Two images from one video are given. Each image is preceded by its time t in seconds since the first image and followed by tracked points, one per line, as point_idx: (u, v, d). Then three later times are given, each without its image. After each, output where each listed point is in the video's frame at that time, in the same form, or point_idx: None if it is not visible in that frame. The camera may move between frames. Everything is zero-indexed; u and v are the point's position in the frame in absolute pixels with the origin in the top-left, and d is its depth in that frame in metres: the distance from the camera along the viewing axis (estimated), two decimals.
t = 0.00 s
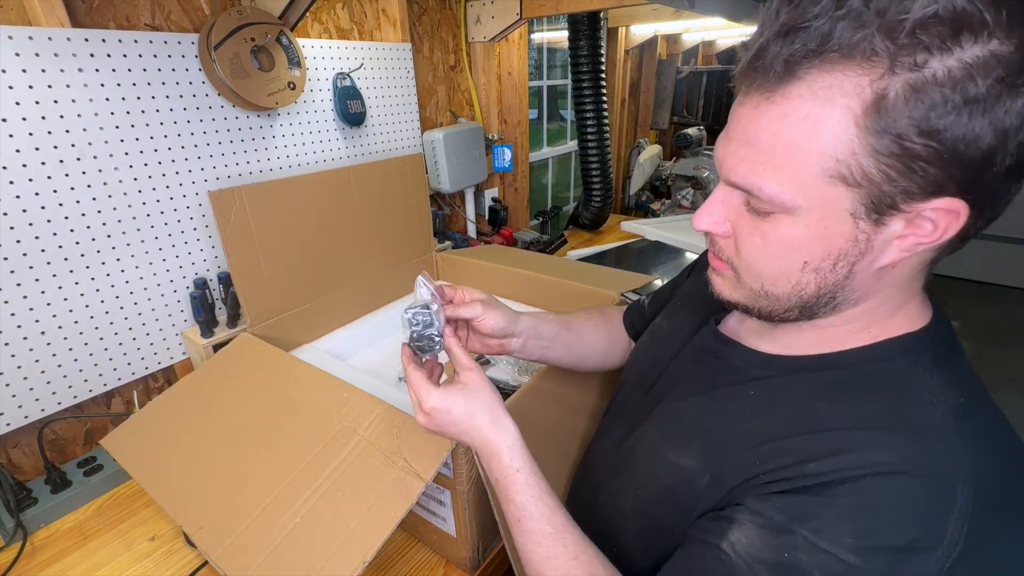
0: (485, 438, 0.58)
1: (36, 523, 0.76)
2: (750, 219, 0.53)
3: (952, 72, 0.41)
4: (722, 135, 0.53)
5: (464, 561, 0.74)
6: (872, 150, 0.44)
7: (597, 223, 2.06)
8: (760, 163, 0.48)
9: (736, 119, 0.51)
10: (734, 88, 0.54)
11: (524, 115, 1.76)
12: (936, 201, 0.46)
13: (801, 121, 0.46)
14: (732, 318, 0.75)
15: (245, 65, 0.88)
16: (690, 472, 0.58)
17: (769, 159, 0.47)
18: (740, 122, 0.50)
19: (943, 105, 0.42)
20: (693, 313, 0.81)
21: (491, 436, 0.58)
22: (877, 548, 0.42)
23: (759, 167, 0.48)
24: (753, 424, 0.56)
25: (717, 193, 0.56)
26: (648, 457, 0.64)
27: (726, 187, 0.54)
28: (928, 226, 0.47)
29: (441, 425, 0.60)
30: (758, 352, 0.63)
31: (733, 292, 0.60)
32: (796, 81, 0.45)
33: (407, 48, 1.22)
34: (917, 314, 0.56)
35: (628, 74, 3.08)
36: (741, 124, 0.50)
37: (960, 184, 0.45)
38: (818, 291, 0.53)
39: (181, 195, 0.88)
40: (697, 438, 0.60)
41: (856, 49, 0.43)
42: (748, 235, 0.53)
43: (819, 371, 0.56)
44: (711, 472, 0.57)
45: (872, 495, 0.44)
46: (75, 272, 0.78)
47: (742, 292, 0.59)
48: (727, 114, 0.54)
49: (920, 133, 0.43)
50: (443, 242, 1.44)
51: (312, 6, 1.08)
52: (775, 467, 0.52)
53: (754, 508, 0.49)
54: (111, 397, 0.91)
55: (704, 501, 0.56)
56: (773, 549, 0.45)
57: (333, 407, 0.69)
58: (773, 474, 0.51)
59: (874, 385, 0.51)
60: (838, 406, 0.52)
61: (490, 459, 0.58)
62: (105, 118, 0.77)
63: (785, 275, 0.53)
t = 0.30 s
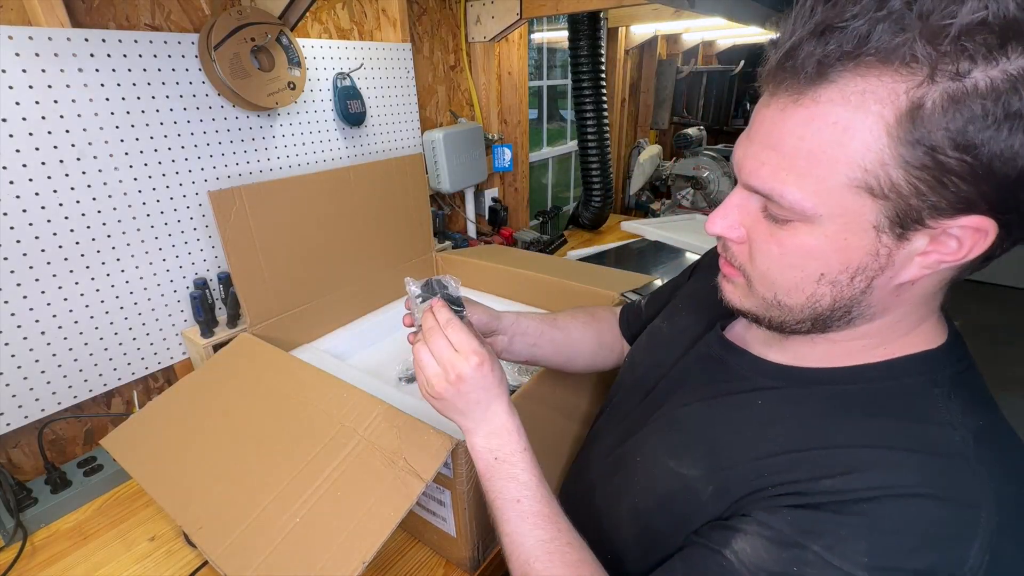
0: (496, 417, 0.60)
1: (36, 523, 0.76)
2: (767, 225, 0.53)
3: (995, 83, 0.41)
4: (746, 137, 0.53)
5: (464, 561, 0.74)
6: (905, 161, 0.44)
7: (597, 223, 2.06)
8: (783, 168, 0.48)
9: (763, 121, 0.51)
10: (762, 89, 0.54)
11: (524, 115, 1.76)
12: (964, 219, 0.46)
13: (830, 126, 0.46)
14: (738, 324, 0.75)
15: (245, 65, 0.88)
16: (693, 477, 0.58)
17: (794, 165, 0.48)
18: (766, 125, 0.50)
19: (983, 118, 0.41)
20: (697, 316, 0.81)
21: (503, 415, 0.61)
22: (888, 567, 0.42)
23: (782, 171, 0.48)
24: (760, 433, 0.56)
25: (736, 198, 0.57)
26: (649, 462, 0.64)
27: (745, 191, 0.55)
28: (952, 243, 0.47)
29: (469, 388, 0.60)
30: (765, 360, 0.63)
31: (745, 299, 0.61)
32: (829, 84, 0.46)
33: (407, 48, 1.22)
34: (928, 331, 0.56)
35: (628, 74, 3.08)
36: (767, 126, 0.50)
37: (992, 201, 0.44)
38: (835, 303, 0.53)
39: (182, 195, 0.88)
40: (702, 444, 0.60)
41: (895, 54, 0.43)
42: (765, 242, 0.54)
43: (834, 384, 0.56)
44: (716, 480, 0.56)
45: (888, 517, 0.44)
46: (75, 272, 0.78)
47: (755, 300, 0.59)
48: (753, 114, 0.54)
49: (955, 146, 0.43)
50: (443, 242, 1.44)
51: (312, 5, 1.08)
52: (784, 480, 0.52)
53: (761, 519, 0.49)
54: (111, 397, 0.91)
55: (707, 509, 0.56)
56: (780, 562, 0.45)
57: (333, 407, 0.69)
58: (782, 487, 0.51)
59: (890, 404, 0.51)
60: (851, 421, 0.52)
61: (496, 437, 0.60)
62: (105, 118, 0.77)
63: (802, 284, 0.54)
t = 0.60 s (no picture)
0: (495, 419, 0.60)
1: (36, 523, 0.76)
2: (766, 225, 0.53)
3: (995, 79, 0.41)
4: (744, 136, 0.53)
5: (464, 561, 0.74)
6: (906, 158, 0.44)
7: (598, 223, 2.06)
8: (782, 166, 0.48)
9: (762, 119, 0.51)
10: (760, 87, 0.54)
11: (524, 115, 1.76)
12: (965, 217, 0.45)
13: (830, 123, 0.46)
14: (737, 325, 0.75)
15: (245, 65, 0.88)
16: (694, 479, 0.58)
17: (793, 163, 0.47)
18: (765, 123, 0.50)
19: (984, 114, 0.41)
20: (696, 316, 0.81)
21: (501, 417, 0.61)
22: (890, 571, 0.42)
23: (782, 170, 0.48)
24: (761, 436, 0.56)
25: (733, 198, 0.57)
26: (649, 463, 0.64)
27: (743, 191, 0.55)
28: (953, 242, 0.47)
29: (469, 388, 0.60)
30: (765, 362, 0.64)
31: (743, 299, 0.61)
32: (829, 81, 0.46)
33: (407, 49, 1.22)
34: (928, 330, 0.56)
35: (628, 74, 3.08)
36: (766, 124, 0.50)
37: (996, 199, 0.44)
38: (834, 303, 0.53)
39: (182, 195, 0.88)
40: (702, 446, 0.60)
41: (894, 51, 0.43)
42: (764, 242, 0.54)
43: (834, 385, 0.56)
44: (717, 484, 0.56)
45: (890, 521, 0.44)
46: (75, 272, 0.78)
47: (753, 301, 0.59)
48: (751, 113, 0.54)
49: (956, 143, 0.43)
50: (443, 242, 1.44)
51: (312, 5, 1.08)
52: (785, 483, 0.51)
53: (761, 522, 0.49)
54: (111, 397, 0.91)
55: (708, 512, 0.56)
56: (782, 567, 0.45)
57: (333, 407, 0.69)
58: (783, 490, 0.51)
59: (891, 406, 0.51)
60: (851, 424, 0.51)
61: (495, 440, 0.60)
62: (105, 118, 0.77)
63: (804, 285, 0.54)
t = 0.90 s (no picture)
0: (458, 437, 0.57)
1: (36, 523, 0.76)
2: (765, 210, 0.53)
3: (989, 62, 0.41)
4: (745, 123, 0.53)
5: (464, 561, 0.74)
6: (903, 138, 0.44)
7: (598, 223, 2.06)
8: (781, 149, 0.48)
9: (763, 104, 0.51)
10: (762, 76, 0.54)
11: (524, 115, 1.76)
12: (958, 200, 0.46)
13: (831, 105, 0.45)
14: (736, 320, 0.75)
15: (245, 65, 0.88)
16: (695, 473, 0.58)
17: (792, 145, 0.47)
18: (766, 108, 0.50)
19: (980, 95, 0.42)
20: (695, 313, 0.81)
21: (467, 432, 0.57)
22: (892, 560, 0.42)
23: (781, 153, 0.48)
24: (760, 429, 0.56)
25: (732, 184, 0.57)
26: (648, 458, 0.64)
27: (742, 177, 0.54)
28: (945, 225, 0.47)
29: (414, 405, 0.59)
30: (763, 355, 0.63)
31: (741, 288, 0.61)
32: (831, 65, 0.46)
33: (407, 49, 1.22)
34: (921, 317, 0.56)
35: (628, 75, 3.08)
36: (767, 109, 0.50)
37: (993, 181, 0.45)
38: (831, 289, 0.53)
39: (182, 195, 0.88)
40: (702, 441, 0.60)
41: (893, 35, 0.44)
42: (762, 227, 0.54)
43: (824, 377, 0.56)
44: (716, 477, 0.56)
45: (890, 508, 0.44)
46: (75, 272, 0.78)
47: (751, 289, 0.59)
48: (751, 101, 0.54)
49: (952, 123, 0.43)
50: (443, 242, 1.44)
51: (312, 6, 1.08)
52: (784, 474, 0.51)
53: (762, 514, 0.49)
54: (111, 397, 0.91)
55: (709, 506, 0.56)
56: (783, 558, 0.45)
57: (332, 407, 0.69)
58: (782, 481, 0.51)
59: (887, 396, 0.51)
60: (849, 416, 0.51)
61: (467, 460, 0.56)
62: (105, 119, 0.77)
63: (800, 272, 0.53)
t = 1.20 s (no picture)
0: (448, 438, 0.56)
1: (36, 523, 0.76)
2: (781, 206, 0.52)
3: (1011, 59, 0.41)
4: (759, 119, 0.53)
5: (464, 561, 0.74)
6: (922, 133, 0.44)
7: (597, 223, 2.06)
8: (800, 144, 0.48)
9: (779, 99, 0.51)
10: (777, 74, 0.54)
11: (524, 115, 1.76)
12: (971, 194, 0.46)
13: (852, 101, 0.45)
14: (745, 315, 0.75)
15: (245, 65, 0.88)
16: (704, 463, 0.57)
17: (812, 140, 0.47)
18: (784, 104, 0.50)
19: (999, 91, 0.42)
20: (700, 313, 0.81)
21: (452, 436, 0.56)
22: (902, 545, 0.42)
23: (802, 147, 0.48)
24: (767, 421, 0.56)
25: (745, 181, 0.56)
26: (656, 452, 0.64)
27: (756, 174, 0.54)
28: (958, 220, 0.47)
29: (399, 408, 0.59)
30: (769, 349, 0.64)
31: (752, 286, 0.60)
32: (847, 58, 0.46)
33: (407, 49, 1.23)
34: (925, 312, 0.57)
35: (628, 75, 3.08)
36: (784, 106, 0.50)
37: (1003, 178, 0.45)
38: (845, 283, 0.53)
39: (182, 195, 0.88)
40: (710, 434, 0.60)
41: (914, 32, 0.44)
42: (777, 223, 0.53)
43: (831, 371, 0.56)
44: (724, 468, 0.56)
45: (900, 493, 0.44)
46: (75, 272, 0.78)
47: (763, 286, 0.59)
48: (766, 96, 0.54)
49: (971, 120, 0.43)
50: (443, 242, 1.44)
51: (312, 6, 1.08)
52: (792, 462, 0.51)
53: (771, 502, 0.48)
54: (111, 397, 0.91)
55: (717, 496, 0.56)
56: (792, 544, 0.44)
57: (332, 407, 0.69)
58: (791, 469, 0.51)
59: (892, 388, 0.51)
60: (854, 408, 0.51)
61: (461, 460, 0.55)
62: (105, 119, 0.77)
63: (814, 267, 0.53)
